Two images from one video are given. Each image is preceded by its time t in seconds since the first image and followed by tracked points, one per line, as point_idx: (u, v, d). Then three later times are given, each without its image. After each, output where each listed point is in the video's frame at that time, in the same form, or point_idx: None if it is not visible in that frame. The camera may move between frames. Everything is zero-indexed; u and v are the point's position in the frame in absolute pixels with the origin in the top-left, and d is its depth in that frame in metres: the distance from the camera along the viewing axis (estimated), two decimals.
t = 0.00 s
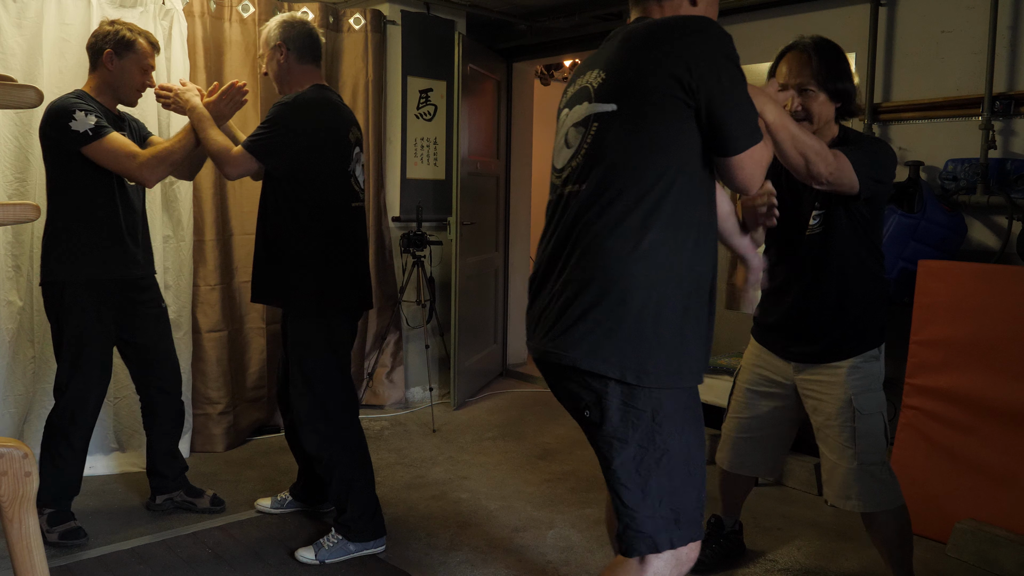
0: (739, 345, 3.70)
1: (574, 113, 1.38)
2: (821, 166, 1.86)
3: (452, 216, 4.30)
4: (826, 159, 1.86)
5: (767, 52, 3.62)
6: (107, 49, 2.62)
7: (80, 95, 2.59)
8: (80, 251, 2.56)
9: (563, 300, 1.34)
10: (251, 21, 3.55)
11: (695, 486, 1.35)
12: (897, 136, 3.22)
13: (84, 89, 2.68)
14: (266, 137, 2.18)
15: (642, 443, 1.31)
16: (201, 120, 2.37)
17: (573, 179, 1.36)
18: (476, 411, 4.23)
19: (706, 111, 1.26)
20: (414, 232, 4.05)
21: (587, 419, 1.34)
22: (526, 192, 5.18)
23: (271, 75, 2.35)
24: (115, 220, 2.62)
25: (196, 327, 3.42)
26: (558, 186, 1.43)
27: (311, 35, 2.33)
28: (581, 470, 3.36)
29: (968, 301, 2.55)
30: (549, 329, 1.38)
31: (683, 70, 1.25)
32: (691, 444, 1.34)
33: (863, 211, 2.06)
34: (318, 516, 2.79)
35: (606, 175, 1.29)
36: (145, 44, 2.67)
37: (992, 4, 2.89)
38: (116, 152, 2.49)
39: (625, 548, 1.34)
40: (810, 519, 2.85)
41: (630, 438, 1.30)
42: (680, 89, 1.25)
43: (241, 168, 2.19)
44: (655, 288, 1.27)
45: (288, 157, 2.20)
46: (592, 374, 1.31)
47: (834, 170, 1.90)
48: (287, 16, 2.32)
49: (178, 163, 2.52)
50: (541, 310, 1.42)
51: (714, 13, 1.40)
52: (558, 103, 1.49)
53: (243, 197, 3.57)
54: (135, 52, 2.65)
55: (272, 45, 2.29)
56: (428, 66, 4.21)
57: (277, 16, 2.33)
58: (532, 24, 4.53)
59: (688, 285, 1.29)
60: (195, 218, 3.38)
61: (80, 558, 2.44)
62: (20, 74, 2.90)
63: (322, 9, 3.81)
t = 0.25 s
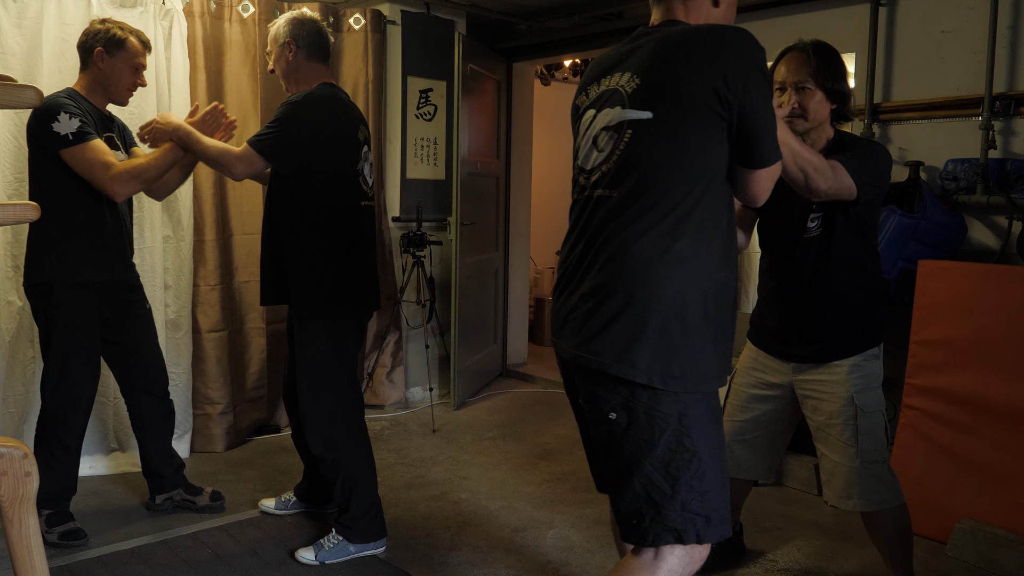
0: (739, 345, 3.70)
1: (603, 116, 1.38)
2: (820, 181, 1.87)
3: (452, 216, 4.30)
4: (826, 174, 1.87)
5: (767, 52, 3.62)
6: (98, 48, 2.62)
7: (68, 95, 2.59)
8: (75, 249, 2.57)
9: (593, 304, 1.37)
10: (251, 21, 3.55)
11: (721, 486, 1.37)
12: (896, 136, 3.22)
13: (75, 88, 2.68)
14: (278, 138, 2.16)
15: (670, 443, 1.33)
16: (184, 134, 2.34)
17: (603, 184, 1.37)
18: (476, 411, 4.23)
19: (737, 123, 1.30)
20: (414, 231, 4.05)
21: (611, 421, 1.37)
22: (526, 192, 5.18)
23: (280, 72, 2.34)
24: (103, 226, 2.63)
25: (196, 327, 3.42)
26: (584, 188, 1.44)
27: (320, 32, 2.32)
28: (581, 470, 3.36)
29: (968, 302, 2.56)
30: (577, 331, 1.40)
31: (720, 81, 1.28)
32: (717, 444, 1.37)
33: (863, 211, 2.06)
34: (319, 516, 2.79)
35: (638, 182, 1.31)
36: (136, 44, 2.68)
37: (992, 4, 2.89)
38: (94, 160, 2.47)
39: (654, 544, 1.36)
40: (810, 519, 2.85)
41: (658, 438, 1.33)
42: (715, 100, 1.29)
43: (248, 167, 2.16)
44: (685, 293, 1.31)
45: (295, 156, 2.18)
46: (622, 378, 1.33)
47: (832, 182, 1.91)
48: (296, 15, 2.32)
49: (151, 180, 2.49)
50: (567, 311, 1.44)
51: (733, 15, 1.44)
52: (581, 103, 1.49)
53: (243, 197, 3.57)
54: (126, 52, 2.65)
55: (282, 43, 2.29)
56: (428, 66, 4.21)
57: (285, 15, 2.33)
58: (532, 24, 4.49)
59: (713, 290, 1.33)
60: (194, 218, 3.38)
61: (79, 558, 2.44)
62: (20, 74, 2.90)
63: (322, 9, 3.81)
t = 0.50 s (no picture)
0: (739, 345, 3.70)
1: (623, 112, 1.38)
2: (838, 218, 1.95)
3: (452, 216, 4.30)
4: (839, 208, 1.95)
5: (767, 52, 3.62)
6: (92, 46, 2.62)
7: (68, 94, 2.59)
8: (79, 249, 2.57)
9: (612, 300, 1.36)
10: (251, 20, 3.55)
11: (733, 485, 1.38)
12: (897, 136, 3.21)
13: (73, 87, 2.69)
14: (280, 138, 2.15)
15: (685, 442, 1.33)
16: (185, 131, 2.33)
17: (623, 180, 1.37)
18: (475, 411, 4.23)
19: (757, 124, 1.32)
20: (414, 232, 4.05)
21: (629, 419, 1.36)
22: (526, 192, 5.18)
23: (276, 74, 2.33)
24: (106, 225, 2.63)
25: (196, 327, 3.42)
26: (602, 185, 1.44)
27: (319, 35, 2.33)
28: (581, 470, 3.36)
29: (968, 301, 2.55)
30: (594, 328, 1.39)
31: (743, 81, 1.29)
32: (730, 444, 1.37)
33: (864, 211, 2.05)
34: (318, 517, 2.79)
35: (659, 179, 1.31)
36: (130, 40, 2.67)
37: (992, 4, 2.88)
38: (93, 155, 2.47)
39: (666, 545, 1.35)
40: (810, 519, 2.85)
41: (674, 437, 1.33)
42: (736, 100, 1.30)
43: (248, 163, 2.15)
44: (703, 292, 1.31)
45: (297, 157, 2.18)
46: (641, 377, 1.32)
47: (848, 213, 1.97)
48: (295, 15, 2.33)
49: (153, 175, 2.49)
50: (584, 307, 1.43)
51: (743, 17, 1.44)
52: (598, 98, 1.49)
53: (243, 197, 3.56)
54: (119, 48, 2.65)
55: (280, 43, 2.28)
56: (428, 66, 4.21)
57: (281, 15, 2.32)
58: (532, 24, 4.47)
59: (729, 289, 1.34)
60: (195, 218, 3.38)
61: (79, 558, 2.44)
62: (20, 74, 2.90)
63: (322, 9, 3.81)
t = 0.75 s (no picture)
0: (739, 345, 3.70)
1: (629, 110, 1.38)
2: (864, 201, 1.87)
3: (452, 216, 4.30)
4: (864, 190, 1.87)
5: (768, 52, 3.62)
6: (100, 45, 2.62)
7: (77, 94, 2.60)
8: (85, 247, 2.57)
9: (617, 299, 1.36)
10: (251, 20, 3.55)
11: (736, 483, 1.38)
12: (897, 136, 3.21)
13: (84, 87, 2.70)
14: (277, 138, 2.15)
15: (691, 439, 1.33)
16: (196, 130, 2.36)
17: (629, 179, 1.37)
18: (475, 411, 4.23)
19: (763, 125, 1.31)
20: (414, 232, 4.05)
21: (632, 416, 1.36)
22: (526, 192, 5.18)
23: (275, 74, 2.33)
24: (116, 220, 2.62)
25: (196, 327, 3.42)
26: (608, 183, 1.44)
27: (318, 35, 2.33)
28: (581, 470, 3.36)
29: (967, 301, 2.55)
30: (599, 326, 1.39)
31: (749, 81, 1.28)
32: (734, 442, 1.37)
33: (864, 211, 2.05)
34: (319, 517, 2.79)
35: (665, 178, 1.31)
36: (137, 37, 2.66)
37: (992, 4, 2.88)
38: (103, 155, 2.48)
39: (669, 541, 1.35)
40: (811, 519, 2.85)
41: (679, 435, 1.33)
42: (742, 100, 1.29)
43: (248, 168, 2.16)
44: (708, 292, 1.31)
45: (296, 157, 2.18)
46: (646, 375, 1.32)
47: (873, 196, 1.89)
48: (294, 15, 2.33)
49: (165, 174, 2.48)
50: (589, 305, 1.43)
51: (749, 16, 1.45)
52: (605, 97, 1.49)
53: (243, 197, 3.56)
54: (126, 46, 2.64)
55: (279, 44, 2.28)
56: (428, 66, 4.20)
57: (281, 16, 2.32)
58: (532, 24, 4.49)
59: (734, 289, 1.34)
60: (195, 218, 3.38)
61: (79, 558, 2.44)
62: (20, 74, 2.90)
63: (322, 9, 3.81)
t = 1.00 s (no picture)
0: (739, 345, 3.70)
1: (620, 112, 1.38)
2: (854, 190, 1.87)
3: (452, 216, 4.30)
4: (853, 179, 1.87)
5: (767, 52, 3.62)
6: (111, 46, 2.62)
7: (89, 95, 2.60)
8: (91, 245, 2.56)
9: (609, 302, 1.36)
10: (251, 21, 3.55)
11: (725, 485, 1.38)
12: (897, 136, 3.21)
13: (98, 89, 2.70)
14: (274, 139, 2.15)
15: (681, 441, 1.34)
16: (204, 136, 2.39)
17: (621, 182, 1.36)
18: (475, 411, 4.23)
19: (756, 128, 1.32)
20: (414, 232, 4.06)
21: (625, 418, 1.36)
22: (526, 192, 5.18)
23: (282, 73, 2.34)
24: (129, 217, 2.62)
25: (196, 327, 3.42)
26: (598, 185, 1.43)
27: (324, 34, 2.33)
28: (581, 470, 3.36)
29: (968, 301, 2.55)
30: (591, 328, 1.39)
31: (740, 84, 1.28)
32: (723, 443, 1.38)
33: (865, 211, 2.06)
34: (318, 517, 2.79)
35: (657, 181, 1.30)
36: (147, 37, 2.66)
37: (992, 4, 2.88)
38: (109, 156, 2.48)
39: (659, 543, 1.35)
40: (811, 519, 2.85)
41: (668, 436, 1.33)
42: (733, 104, 1.29)
43: (252, 170, 2.19)
44: (700, 295, 1.32)
45: (295, 156, 2.17)
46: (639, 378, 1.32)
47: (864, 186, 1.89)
48: (299, 15, 2.32)
49: (169, 178, 2.50)
50: (581, 308, 1.43)
51: (742, 18, 1.45)
52: (596, 98, 1.49)
53: (243, 197, 3.57)
54: (137, 46, 2.64)
55: (286, 42, 2.28)
56: (428, 66, 4.20)
57: (288, 15, 2.32)
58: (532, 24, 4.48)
59: (725, 292, 1.35)
60: (195, 218, 3.38)
61: (78, 558, 2.44)
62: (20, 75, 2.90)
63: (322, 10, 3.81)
